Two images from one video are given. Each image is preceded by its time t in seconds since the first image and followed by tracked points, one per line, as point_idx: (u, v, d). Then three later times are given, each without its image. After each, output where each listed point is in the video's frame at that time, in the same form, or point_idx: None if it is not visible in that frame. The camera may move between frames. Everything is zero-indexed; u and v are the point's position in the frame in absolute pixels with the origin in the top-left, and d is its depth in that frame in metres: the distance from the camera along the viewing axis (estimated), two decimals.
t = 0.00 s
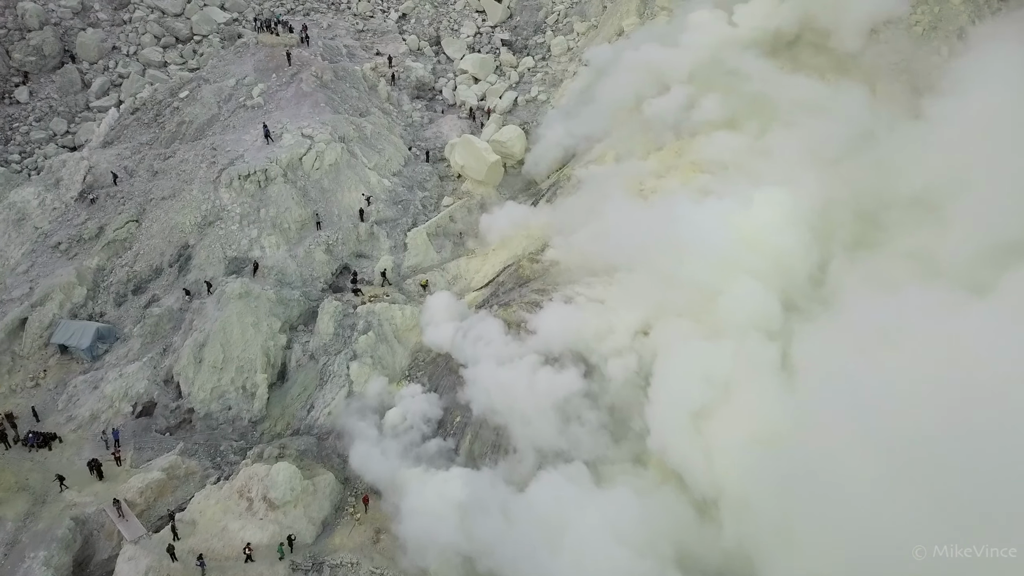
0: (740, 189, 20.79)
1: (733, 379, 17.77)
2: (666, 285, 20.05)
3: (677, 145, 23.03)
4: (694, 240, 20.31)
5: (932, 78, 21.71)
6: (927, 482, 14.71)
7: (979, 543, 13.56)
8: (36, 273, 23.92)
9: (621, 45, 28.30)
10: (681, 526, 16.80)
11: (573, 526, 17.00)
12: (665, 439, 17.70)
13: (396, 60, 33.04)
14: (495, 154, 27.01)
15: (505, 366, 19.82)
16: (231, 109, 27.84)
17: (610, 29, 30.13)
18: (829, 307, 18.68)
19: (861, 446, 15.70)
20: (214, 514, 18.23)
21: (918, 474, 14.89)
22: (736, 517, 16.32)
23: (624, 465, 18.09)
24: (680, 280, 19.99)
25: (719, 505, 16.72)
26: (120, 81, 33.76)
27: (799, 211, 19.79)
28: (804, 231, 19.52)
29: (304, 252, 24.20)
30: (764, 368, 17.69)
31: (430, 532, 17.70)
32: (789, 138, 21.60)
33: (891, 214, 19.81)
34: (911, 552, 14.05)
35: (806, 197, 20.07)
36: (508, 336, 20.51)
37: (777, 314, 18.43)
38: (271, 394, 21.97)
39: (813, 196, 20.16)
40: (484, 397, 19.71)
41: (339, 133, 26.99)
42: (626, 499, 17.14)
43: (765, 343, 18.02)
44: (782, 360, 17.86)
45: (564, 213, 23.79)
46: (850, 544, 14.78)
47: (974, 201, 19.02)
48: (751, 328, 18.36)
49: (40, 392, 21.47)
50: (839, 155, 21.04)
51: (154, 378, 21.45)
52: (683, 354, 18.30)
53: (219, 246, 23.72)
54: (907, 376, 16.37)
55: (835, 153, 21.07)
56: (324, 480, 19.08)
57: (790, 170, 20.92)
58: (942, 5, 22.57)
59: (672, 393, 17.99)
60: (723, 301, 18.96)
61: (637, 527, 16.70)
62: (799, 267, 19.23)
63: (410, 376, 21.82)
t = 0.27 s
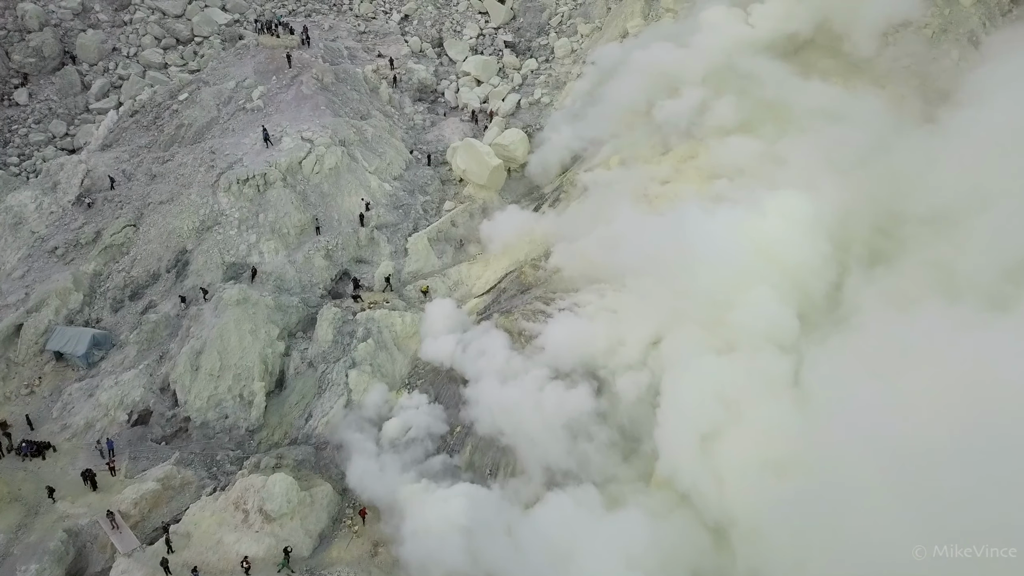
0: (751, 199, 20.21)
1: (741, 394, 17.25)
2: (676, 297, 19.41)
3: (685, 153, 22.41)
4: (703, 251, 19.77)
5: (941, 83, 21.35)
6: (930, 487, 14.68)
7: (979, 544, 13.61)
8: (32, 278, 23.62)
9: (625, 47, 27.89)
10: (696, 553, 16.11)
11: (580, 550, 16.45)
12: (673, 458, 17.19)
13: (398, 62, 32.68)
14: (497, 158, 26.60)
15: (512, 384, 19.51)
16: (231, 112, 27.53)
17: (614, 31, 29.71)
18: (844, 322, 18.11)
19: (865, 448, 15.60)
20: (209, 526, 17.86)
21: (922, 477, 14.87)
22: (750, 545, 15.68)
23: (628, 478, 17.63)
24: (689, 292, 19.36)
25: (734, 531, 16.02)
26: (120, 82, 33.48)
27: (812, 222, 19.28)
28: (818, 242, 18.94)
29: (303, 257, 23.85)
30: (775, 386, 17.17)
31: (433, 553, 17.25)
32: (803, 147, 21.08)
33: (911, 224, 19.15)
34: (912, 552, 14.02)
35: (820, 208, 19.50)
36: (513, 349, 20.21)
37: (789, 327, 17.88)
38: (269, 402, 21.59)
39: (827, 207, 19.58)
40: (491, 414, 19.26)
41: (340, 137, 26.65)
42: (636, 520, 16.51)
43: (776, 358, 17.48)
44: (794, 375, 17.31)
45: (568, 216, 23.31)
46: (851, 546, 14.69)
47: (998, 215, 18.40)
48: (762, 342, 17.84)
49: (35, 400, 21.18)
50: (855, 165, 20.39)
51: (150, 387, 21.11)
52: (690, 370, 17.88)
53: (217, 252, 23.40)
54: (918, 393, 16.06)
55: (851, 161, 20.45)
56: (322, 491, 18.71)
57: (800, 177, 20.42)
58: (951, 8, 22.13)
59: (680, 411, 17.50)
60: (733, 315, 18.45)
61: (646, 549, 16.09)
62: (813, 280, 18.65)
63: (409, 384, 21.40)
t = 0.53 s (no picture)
0: (763, 209, 19.45)
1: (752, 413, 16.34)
2: (684, 313, 18.67)
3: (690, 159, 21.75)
4: (713, 262, 18.94)
5: (949, 86, 21.14)
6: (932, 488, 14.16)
7: (979, 543, 13.18)
8: (26, 284, 23.31)
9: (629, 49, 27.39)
10: None
11: None
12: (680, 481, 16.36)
13: (398, 64, 32.30)
14: (497, 162, 26.17)
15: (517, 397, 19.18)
16: (228, 115, 27.18)
17: (617, 32, 29.26)
18: (863, 342, 17.20)
19: (865, 447, 15.04)
20: (202, 541, 17.45)
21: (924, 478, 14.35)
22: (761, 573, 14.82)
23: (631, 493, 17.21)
24: (698, 307, 18.63)
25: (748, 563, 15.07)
26: (117, 85, 33.16)
27: (828, 233, 18.43)
28: (834, 253, 18.11)
29: (300, 263, 23.49)
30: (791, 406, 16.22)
31: None
32: (817, 156, 20.30)
33: (930, 240, 18.44)
34: (911, 552, 13.57)
35: (835, 217, 18.68)
36: (515, 361, 19.80)
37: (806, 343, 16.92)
38: (264, 411, 21.19)
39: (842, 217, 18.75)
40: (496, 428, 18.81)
41: (338, 141, 26.29)
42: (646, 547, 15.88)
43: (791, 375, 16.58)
44: (810, 391, 16.37)
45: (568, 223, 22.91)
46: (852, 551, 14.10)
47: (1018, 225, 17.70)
48: (777, 358, 16.91)
49: (27, 409, 20.86)
50: (872, 176, 19.61)
51: (143, 396, 20.74)
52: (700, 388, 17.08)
53: (212, 258, 23.07)
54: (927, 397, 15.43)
55: (866, 171, 19.70)
56: (317, 503, 18.33)
57: (806, 179, 19.84)
58: (960, 9, 21.77)
59: (688, 429, 16.72)
60: (745, 329, 17.59)
61: None
62: (829, 294, 17.81)
63: (407, 394, 20.99)
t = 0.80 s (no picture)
0: (775, 218, 18.79)
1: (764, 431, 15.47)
2: (696, 325, 17.82)
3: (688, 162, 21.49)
4: (721, 274, 18.31)
5: (955, 90, 20.47)
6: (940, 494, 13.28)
7: (979, 543, 12.43)
8: (17, 291, 22.95)
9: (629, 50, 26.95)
10: None
11: None
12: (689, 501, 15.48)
13: (396, 67, 31.92)
14: (496, 167, 25.78)
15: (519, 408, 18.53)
16: (223, 119, 26.81)
17: (617, 35, 28.83)
18: (884, 358, 16.25)
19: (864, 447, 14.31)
20: (193, 556, 16.95)
21: (930, 482, 13.47)
22: None
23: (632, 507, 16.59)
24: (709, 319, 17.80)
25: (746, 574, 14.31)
26: (113, 87, 32.80)
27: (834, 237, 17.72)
28: (850, 265, 17.37)
29: (295, 270, 23.12)
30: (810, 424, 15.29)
31: None
32: (829, 164, 19.61)
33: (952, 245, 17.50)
34: (911, 552, 12.79)
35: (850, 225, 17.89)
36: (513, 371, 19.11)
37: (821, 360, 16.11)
38: (258, 422, 20.79)
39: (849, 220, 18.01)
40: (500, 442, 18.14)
41: (334, 145, 25.92)
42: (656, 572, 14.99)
43: (805, 391, 15.76)
44: (827, 406, 15.46)
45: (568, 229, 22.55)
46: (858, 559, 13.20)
47: None
48: (790, 375, 16.11)
49: (17, 419, 20.49)
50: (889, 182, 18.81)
51: (135, 406, 20.34)
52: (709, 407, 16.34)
53: (206, 265, 22.70)
54: (942, 403, 14.50)
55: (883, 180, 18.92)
56: (311, 517, 17.91)
57: (810, 185, 19.40)
58: (967, 10, 21.08)
59: (686, 436, 16.17)
60: (753, 340, 16.91)
61: None
62: (846, 307, 17.00)
63: (404, 404, 20.57)
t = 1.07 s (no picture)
0: (787, 228, 18.23)
1: (774, 451, 14.78)
2: (706, 339, 17.20)
3: (692, 170, 20.85)
4: (727, 277, 17.81)
5: (961, 95, 20.13)
6: (949, 500, 12.73)
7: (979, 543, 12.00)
8: (7, 299, 22.56)
9: (630, 54, 26.62)
10: None
11: None
12: (693, 521, 14.63)
13: (394, 69, 31.46)
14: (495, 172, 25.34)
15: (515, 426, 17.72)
16: (217, 123, 26.42)
17: (618, 37, 28.34)
18: (903, 372, 15.49)
19: (869, 449, 13.86)
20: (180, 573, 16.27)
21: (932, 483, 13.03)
22: None
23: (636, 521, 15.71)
24: (718, 334, 17.17)
25: None
26: (108, 90, 32.41)
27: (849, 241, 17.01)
28: (866, 275, 16.63)
29: (289, 277, 22.72)
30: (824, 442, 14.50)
31: None
32: (843, 170, 18.97)
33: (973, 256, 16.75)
34: (910, 552, 12.35)
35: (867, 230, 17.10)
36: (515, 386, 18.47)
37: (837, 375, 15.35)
38: (251, 434, 20.32)
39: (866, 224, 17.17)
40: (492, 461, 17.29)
41: (330, 150, 25.53)
42: None
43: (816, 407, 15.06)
44: (841, 424, 14.75)
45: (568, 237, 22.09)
46: (865, 570, 12.59)
47: None
48: (801, 392, 15.42)
49: (5, 430, 20.10)
50: (906, 193, 18.18)
51: (125, 417, 19.94)
52: (716, 424, 15.62)
53: (198, 272, 22.28)
54: (945, 407, 14.16)
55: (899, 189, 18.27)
56: (303, 532, 17.15)
57: (814, 191, 18.98)
58: (972, 14, 20.80)
59: (687, 438, 15.66)
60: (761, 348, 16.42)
61: None
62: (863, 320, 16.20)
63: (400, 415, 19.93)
